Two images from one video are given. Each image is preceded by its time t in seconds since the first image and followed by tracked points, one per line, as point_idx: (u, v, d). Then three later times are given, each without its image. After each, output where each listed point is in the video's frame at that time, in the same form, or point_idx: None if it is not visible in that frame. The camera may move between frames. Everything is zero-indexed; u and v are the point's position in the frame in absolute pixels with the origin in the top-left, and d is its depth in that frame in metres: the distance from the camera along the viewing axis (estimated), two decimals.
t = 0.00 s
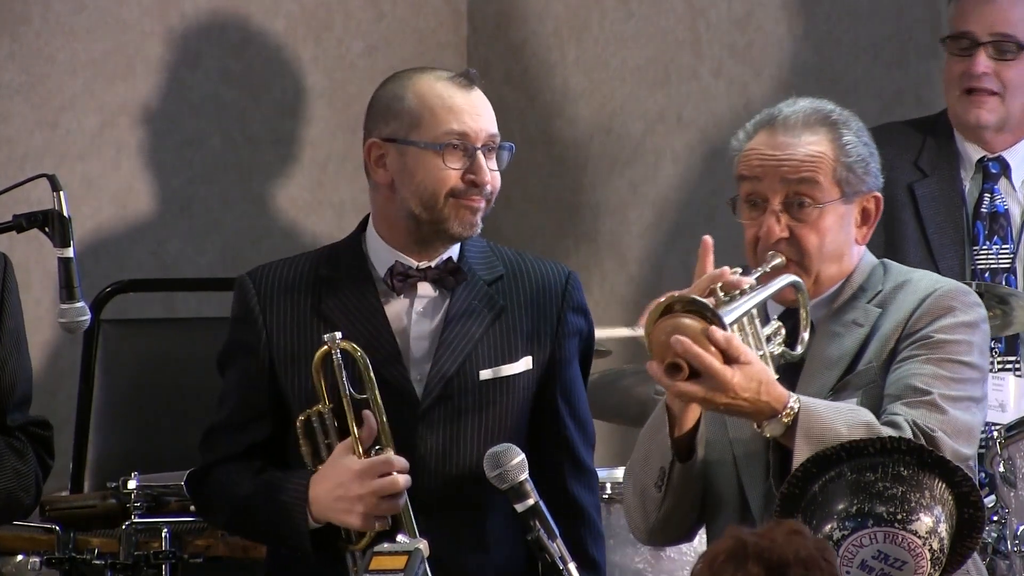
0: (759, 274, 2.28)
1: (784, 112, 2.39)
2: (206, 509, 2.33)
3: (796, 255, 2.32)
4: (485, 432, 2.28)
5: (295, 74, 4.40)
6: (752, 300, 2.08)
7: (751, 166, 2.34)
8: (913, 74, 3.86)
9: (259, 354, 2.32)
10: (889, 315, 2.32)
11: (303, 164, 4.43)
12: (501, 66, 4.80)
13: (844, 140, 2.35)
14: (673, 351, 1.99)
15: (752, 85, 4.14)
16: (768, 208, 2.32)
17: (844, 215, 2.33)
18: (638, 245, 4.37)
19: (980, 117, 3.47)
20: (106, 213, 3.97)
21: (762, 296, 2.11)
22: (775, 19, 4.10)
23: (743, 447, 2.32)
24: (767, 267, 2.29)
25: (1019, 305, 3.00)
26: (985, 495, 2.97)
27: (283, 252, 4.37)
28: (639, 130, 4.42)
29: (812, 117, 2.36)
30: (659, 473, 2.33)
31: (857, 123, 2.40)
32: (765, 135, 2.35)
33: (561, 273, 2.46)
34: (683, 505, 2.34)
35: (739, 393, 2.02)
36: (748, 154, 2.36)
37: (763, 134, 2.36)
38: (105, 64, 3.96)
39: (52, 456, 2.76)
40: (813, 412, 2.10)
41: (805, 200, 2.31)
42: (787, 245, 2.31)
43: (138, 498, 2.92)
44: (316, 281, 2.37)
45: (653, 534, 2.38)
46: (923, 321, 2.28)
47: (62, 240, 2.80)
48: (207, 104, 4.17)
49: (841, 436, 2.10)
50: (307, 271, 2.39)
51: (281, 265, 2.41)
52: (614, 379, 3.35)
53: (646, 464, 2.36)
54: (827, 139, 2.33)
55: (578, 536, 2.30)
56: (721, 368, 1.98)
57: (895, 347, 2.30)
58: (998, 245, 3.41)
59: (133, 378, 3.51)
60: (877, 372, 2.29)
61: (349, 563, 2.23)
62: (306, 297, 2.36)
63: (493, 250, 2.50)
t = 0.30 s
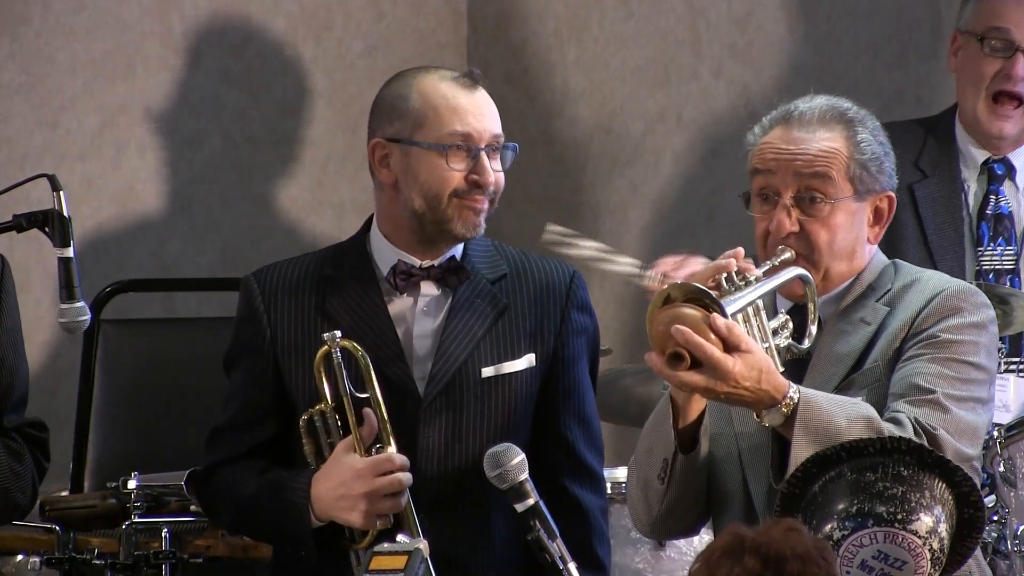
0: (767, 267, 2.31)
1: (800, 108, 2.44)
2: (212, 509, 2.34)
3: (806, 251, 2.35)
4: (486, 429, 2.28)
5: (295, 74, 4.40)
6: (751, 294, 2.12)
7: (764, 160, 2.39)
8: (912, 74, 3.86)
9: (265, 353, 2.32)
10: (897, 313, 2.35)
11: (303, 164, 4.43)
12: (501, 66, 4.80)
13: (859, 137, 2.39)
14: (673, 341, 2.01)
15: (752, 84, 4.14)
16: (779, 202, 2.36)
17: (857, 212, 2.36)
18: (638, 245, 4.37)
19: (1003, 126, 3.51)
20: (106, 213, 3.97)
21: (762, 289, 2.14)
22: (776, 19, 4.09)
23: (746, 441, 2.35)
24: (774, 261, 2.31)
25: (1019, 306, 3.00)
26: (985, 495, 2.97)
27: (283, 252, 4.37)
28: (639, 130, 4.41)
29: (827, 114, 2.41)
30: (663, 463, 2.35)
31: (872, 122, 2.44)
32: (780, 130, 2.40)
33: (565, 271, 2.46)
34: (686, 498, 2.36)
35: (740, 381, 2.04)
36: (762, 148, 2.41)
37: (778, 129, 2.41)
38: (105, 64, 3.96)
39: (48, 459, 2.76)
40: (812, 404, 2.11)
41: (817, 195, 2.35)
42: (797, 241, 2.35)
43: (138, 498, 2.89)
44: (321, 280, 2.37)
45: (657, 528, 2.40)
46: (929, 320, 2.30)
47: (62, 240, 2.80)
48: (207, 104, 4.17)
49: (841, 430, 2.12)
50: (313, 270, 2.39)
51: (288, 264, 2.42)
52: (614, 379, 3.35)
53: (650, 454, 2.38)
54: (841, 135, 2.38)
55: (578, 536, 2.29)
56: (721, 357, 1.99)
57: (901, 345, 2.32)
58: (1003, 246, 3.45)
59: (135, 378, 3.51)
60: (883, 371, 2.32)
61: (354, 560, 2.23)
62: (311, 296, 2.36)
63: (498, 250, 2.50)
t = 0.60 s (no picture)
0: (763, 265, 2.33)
1: (795, 108, 2.44)
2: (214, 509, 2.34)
3: (802, 250, 2.36)
4: (485, 428, 2.28)
5: (294, 74, 4.40)
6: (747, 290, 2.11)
7: (761, 159, 2.40)
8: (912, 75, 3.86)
9: (269, 354, 2.33)
10: (893, 312, 2.36)
11: (303, 164, 4.43)
12: (501, 67, 4.80)
13: (854, 136, 2.40)
14: (669, 341, 2.01)
15: (752, 84, 4.14)
16: (776, 201, 2.37)
17: (853, 211, 2.37)
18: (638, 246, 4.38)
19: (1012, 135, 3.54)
20: (106, 213, 3.97)
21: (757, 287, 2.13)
22: (776, 19, 4.10)
23: (743, 440, 2.36)
24: (772, 260, 2.33)
25: (1019, 306, 3.00)
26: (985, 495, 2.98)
27: (283, 252, 4.37)
28: (639, 130, 4.42)
29: (823, 113, 2.41)
30: (658, 463, 2.36)
31: (868, 123, 2.45)
32: (776, 129, 2.41)
33: (569, 272, 2.46)
34: (683, 496, 2.37)
35: (735, 377, 2.05)
36: (759, 148, 2.42)
37: (774, 128, 2.42)
38: (105, 64, 3.96)
39: (46, 457, 2.78)
40: (808, 399, 2.14)
41: (813, 194, 2.36)
42: (793, 240, 2.35)
43: (138, 498, 2.93)
44: (323, 281, 2.38)
45: (654, 527, 2.40)
46: (924, 319, 2.30)
47: (61, 240, 2.80)
48: (206, 104, 4.17)
49: (837, 426, 2.14)
50: (316, 271, 2.40)
51: (292, 265, 2.42)
52: (614, 379, 3.35)
53: (647, 453, 2.39)
54: (837, 134, 2.39)
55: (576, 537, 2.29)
56: (718, 354, 2.00)
57: (897, 343, 2.33)
58: (1014, 245, 3.54)
59: (136, 378, 3.51)
60: (878, 370, 2.33)
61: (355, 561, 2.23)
62: (313, 297, 2.36)
63: (501, 250, 2.50)
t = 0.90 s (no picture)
0: (755, 262, 2.33)
1: (786, 108, 2.46)
2: (217, 509, 2.34)
3: (792, 247, 2.38)
4: (485, 428, 2.28)
5: (293, 74, 4.40)
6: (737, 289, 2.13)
7: (751, 159, 2.41)
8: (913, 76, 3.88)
9: (270, 356, 2.33)
10: (884, 310, 2.37)
11: (303, 164, 4.43)
12: (501, 67, 4.80)
13: (845, 136, 2.42)
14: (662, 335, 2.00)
15: (752, 85, 4.14)
16: (767, 199, 2.38)
17: (843, 209, 2.39)
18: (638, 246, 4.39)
19: None
20: (106, 212, 3.97)
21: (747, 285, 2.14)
22: (776, 19, 4.10)
23: (736, 439, 2.36)
24: (762, 259, 2.33)
25: (1019, 306, 3.00)
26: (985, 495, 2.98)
27: (283, 252, 4.37)
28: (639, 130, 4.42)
29: (813, 114, 2.44)
30: (652, 461, 2.36)
31: (858, 122, 2.48)
32: (767, 129, 2.42)
33: (570, 272, 2.46)
34: (676, 494, 2.38)
35: (728, 371, 2.05)
36: (749, 147, 2.42)
37: (765, 128, 2.44)
38: (105, 64, 3.96)
39: (47, 456, 2.78)
40: (799, 393, 2.17)
41: (804, 190, 2.37)
42: (784, 237, 2.37)
43: (138, 498, 2.95)
44: (324, 283, 2.37)
45: (648, 526, 2.41)
46: (915, 315, 2.33)
47: (62, 240, 2.80)
48: (207, 104, 4.17)
49: (828, 420, 2.17)
50: (317, 273, 2.40)
51: (293, 268, 2.42)
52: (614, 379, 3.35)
53: (641, 452, 2.39)
54: (828, 133, 2.41)
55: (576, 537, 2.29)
56: (710, 347, 2.01)
57: (888, 339, 2.35)
58: (1016, 247, 3.56)
59: (136, 378, 3.51)
60: (870, 366, 2.35)
61: (354, 563, 2.22)
62: (315, 299, 2.36)
63: (503, 251, 2.50)
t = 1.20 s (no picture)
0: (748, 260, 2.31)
1: (774, 108, 2.45)
2: (218, 508, 2.34)
3: (784, 246, 2.36)
4: (486, 428, 2.28)
5: (293, 75, 4.40)
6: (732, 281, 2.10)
7: (741, 159, 2.39)
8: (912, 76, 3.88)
9: (270, 356, 2.33)
10: (876, 306, 2.35)
11: (303, 163, 4.43)
12: (501, 67, 4.80)
13: (834, 135, 2.41)
14: (658, 324, 2.00)
15: (752, 85, 4.14)
16: (758, 198, 2.37)
17: (834, 207, 2.37)
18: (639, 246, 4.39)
19: None
20: (106, 213, 3.97)
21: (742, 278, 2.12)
22: (776, 18, 4.10)
23: (730, 436, 2.34)
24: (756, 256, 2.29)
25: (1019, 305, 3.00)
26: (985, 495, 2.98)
27: (283, 252, 4.37)
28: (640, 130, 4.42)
29: (802, 113, 2.42)
30: (648, 456, 2.35)
31: (846, 122, 2.46)
32: (756, 129, 2.41)
33: (571, 274, 2.45)
34: (672, 489, 2.36)
35: (725, 358, 2.04)
36: (739, 147, 2.42)
37: (754, 128, 2.42)
38: (105, 64, 3.96)
39: (49, 453, 2.77)
40: (796, 383, 2.13)
41: (794, 189, 2.35)
42: (775, 235, 2.35)
43: (138, 498, 2.93)
44: (325, 284, 2.37)
45: (644, 521, 2.39)
46: (908, 309, 2.30)
47: (62, 240, 2.80)
48: (206, 104, 4.17)
49: (826, 410, 2.13)
50: (317, 273, 2.40)
51: (293, 268, 2.42)
52: (614, 379, 3.35)
53: (637, 446, 2.38)
54: (817, 132, 2.40)
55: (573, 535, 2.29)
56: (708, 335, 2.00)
57: (881, 334, 2.32)
58: (1020, 244, 3.56)
59: (136, 378, 3.51)
60: (864, 361, 2.32)
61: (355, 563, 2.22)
62: (315, 299, 2.36)
63: (502, 252, 2.50)
